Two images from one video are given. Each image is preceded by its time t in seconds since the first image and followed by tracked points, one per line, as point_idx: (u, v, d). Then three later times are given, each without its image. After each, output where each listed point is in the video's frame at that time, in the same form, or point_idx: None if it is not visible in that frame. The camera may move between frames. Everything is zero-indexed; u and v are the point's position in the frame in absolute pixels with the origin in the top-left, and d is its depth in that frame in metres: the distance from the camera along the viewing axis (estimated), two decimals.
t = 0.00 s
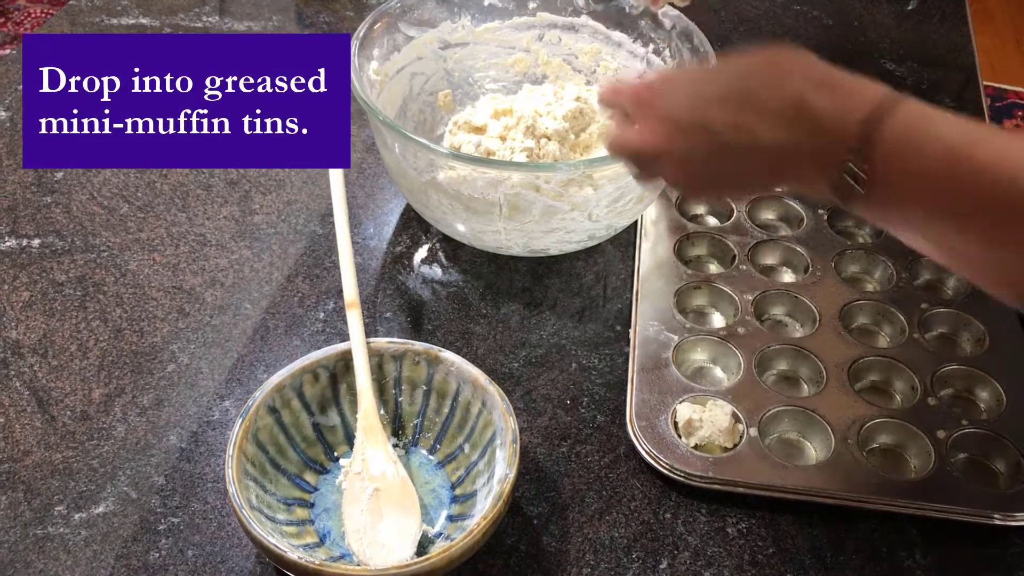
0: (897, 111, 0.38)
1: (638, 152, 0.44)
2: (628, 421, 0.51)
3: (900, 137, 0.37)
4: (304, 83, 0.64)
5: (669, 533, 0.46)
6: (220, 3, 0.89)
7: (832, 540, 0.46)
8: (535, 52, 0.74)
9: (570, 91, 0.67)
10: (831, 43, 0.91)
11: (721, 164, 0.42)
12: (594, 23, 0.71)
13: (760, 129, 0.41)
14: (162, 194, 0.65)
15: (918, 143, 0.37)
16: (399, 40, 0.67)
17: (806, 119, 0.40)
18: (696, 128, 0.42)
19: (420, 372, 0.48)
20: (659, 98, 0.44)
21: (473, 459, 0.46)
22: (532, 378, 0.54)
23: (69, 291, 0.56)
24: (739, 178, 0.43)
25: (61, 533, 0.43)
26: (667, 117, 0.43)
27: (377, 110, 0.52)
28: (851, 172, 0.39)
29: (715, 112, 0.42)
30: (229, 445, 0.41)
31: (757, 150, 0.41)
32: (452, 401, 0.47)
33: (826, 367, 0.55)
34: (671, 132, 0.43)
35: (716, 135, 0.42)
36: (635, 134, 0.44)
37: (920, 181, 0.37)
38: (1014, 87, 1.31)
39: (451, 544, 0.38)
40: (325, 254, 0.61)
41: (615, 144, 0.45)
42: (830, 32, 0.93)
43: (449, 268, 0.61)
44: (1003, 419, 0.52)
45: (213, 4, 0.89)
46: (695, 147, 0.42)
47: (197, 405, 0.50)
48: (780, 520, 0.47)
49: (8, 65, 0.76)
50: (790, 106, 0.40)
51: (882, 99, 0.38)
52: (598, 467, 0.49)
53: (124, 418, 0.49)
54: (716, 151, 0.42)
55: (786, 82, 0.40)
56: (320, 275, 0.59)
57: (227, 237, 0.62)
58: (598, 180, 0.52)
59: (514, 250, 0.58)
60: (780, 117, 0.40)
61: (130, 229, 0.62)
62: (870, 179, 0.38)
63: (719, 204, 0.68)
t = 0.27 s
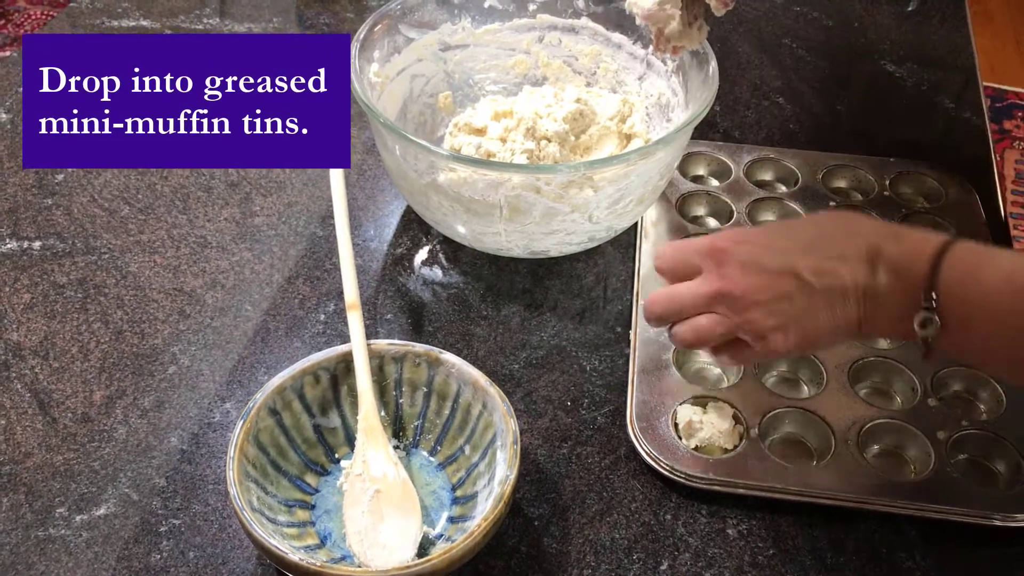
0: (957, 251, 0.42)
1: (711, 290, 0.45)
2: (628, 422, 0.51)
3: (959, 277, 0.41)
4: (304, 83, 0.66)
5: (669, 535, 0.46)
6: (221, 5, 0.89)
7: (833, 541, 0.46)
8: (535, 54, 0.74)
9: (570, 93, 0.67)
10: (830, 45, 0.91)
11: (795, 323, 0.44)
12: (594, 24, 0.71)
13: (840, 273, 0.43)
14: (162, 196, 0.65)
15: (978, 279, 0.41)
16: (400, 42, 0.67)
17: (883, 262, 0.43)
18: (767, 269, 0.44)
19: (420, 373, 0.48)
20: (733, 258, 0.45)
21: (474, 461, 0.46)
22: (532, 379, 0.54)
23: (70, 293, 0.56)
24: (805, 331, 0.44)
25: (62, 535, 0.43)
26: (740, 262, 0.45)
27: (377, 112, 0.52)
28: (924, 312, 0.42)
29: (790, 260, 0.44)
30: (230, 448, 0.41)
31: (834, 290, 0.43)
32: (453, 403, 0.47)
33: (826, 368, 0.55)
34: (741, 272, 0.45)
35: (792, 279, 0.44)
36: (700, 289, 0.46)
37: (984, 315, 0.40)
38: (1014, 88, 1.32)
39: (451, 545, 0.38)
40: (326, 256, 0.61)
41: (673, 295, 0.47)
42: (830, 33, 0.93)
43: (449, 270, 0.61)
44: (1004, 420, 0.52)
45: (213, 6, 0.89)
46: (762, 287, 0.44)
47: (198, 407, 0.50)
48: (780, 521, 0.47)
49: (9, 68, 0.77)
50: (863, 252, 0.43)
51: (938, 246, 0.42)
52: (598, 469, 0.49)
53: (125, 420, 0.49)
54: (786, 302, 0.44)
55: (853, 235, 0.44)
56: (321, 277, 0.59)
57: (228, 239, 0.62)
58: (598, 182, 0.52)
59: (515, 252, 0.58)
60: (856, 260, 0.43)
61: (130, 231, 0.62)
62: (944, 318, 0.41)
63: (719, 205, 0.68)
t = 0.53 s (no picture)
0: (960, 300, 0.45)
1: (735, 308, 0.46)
2: (628, 424, 0.51)
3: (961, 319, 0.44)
4: (304, 83, 0.64)
5: (669, 537, 0.46)
6: (221, 8, 0.89)
7: (832, 542, 0.46)
8: (535, 57, 0.74)
9: (569, 96, 0.68)
10: (829, 47, 0.92)
11: (809, 352, 0.46)
12: (593, 27, 0.72)
13: (856, 311, 0.46)
14: (163, 199, 0.65)
15: (984, 323, 0.44)
16: (400, 46, 0.67)
17: (897, 308, 0.46)
18: (789, 297, 0.46)
19: (420, 376, 0.48)
20: (757, 281, 0.47)
21: (474, 463, 0.46)
22: (532, 382, 0.54)
23: (71, 296, 0.57)
24: (818, 361, 0.46)
25: (64, 538, 0.43)
26: (763, 287, 0.47)
27: (378, 115, 0.53)
28: (928, 351, 0.45)
29: (811, 293, 0.47)
30: (232, 451, 0.41)
31: (850, 325, 0.46)
32: (453, 405, 0.47)
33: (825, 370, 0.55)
34: (764, 296, 0.46)
35: (813, 310, 0.46)
36: (723, 309, 0.47)
37: (988, 355, 0.43)
38: (1012, 90, 1.32)
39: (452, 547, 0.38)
40: (326, 259, 0.61)
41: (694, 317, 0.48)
42: (829, 36, 0.93)
43: (449, 273, 0.61)
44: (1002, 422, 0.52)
45: (214, 10, 0.89)
46: (785, 312, 0.46)
47: (199, 409, 0.50)
48: (780, 523, 0.47)
49: (10, 72, 0.77)
50: (875, 298, 0.47)
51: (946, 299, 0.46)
52: (598, 470, 0.49)
53: (127, 423, 0.49)
54: (806, 330, 0.46)
55: (868, 285, 0.48)
56: (321, 280, 0.59)
57: (229, 243, 0.62)
58: (598, 185, 0.52)
59: (516, 254, 0.59)
60: (872, 302, 0.47)
61: (131, 234, 0.62)
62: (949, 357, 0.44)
63: (718, 208, 0.68)
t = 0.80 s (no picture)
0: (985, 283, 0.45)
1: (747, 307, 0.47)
2: (626, 424, 0.51)
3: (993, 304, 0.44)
4: (304, 83, 0.64)
5: (668, 536, 0.46)
6: (221, 11, 0.90)
7: (830, 542, 0.46)
8: (534, 58, 0.74)
9: (568, 98, 0.68)
10: (827, 50, 0.92)
11: (827, 345, 0.47)
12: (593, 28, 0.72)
13: (874, 297, 0.46)
14: (163, 201, 0.65)
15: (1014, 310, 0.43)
16: (399, 48, 0.67)
17: (917, 290, 0.46)
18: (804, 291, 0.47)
19: (420, 376, 0.48)
20: (769, 280, 0.48)
21: (474, 463, 0.46)
22: (532, 382, 0.54)
23: (71, 297, 0.57)
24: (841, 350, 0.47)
25: (64, 538, 0.43)
26: (777, 285, 0.47)
27: (377, 116, 0.53)
28: (958, 337, 0.44)
29: (827, 284, 0.47)
30: (232, 451, 0.41)
31: (870, 313, 0.46)
32: (453, 405, 0.48)
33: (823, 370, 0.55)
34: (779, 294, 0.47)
35: (828, 301, 0.46)
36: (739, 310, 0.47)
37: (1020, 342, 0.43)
38: (1009, 93, 1.33)
39: (451, 546, 0.38)
40: (326, 260, 0.61)
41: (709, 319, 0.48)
42: (827, 38, 0.94)
43: (448, 274, 0.62)
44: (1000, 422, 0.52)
45: (213, 12, 0.89)
46: (799, 309, 0.46)
47: (199, 410, 0.50)
48: (778, 523, 0.47)
49: (10, 73, 0.77)
50: (898, 281, 0.47)
51: (976, 279, 0.45)
52: (597, 470, 0.49)
53: (127, 423, 0.49)
54: (821, 323, 0.46)
55: (891, 268, 0.47)
56: (321, 281, 0.59)
57: (229, 244, 0.62)
58: (597, 186, 0.53)
59: (515, 255, 0.59)
60: (890, 286, 0.46)
61: (131, 235, 0.62)
62: (977, 343, 0.44)
63: (717, 209, 0.68)
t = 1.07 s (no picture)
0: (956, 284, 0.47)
1: (725, 304, 0.51)
2: (626, 425, 0.51)
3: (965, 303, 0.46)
4: (304, 83, 0.64)
5: (667, 537, 0.46)
6: (220, 12, 0.90)
7: (830, 543, 0.46)
8: (533, 59, 0.74)
9: (568, 99, 0.68)
10: (826, 51, 0.92)
11: (802, 339, 0.49)
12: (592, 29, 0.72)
13: (848, 295, 0.49)
14: (162, 202, 0.65)
15: (986, 309, 0.46)
16: (399, 49, 0.67)
17: (890, 291, 0.49)
18: (780, 291, 0.50)
19: (420, 377, 0.48)
20: (750, 280, 0.51)
21: (473, 464, 0.46)
22: (531, 383, 0.54)
23: (71, 298, 0.57)
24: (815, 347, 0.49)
25: (63, 538, 0.43)
26: (756, 285, 0.51)
27: (377, 117, 0.53)
28: (928, 333, 0.46)
29: (802, 285, 0.51)
30: (232, 451, 0.41)
31: (842, 310, 0.49)
32: (452, 406, 0.48)
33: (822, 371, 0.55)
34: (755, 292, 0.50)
35: (801, 301, 0.50)
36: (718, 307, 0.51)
37: (991, 338, 0.45)
38: (1007, 95, 1.33)
39: (451, 547, 0.38)
40: (325, 261, 0.61)
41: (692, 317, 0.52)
42: (826, 40, 0.94)
43: (448, 274, 0.62)
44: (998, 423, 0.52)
45: (213, 13, 0.89)
46: (773, 303, 0.50)
47: (198, 410, 0.50)
48: (778, 523, 0.47)
49: (10, 74, 0.77)
50: (871, 283, 0.50)
51: (945, 283, 0.48)
52: (596, 471, 0.49)
53: (126, 424, 0.49)
54: (795, 318, 0.49)
55: (866, 273, 0.50)
56: (321, 282, 0.59)
57: (228, 245, 0.62)
58: (597, 187, 0.53)
59: (515, 256, 0.59)
60: (864, 287, 0.49)
61: (131, 236, 0.62)
62: (951, 337, 0.46)
63: (716, 210, 0.68)
